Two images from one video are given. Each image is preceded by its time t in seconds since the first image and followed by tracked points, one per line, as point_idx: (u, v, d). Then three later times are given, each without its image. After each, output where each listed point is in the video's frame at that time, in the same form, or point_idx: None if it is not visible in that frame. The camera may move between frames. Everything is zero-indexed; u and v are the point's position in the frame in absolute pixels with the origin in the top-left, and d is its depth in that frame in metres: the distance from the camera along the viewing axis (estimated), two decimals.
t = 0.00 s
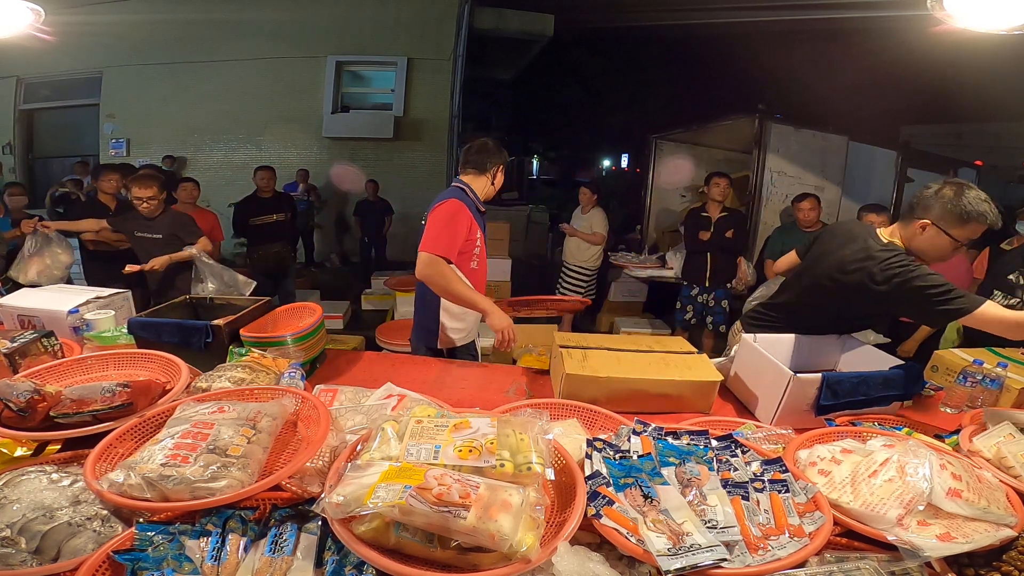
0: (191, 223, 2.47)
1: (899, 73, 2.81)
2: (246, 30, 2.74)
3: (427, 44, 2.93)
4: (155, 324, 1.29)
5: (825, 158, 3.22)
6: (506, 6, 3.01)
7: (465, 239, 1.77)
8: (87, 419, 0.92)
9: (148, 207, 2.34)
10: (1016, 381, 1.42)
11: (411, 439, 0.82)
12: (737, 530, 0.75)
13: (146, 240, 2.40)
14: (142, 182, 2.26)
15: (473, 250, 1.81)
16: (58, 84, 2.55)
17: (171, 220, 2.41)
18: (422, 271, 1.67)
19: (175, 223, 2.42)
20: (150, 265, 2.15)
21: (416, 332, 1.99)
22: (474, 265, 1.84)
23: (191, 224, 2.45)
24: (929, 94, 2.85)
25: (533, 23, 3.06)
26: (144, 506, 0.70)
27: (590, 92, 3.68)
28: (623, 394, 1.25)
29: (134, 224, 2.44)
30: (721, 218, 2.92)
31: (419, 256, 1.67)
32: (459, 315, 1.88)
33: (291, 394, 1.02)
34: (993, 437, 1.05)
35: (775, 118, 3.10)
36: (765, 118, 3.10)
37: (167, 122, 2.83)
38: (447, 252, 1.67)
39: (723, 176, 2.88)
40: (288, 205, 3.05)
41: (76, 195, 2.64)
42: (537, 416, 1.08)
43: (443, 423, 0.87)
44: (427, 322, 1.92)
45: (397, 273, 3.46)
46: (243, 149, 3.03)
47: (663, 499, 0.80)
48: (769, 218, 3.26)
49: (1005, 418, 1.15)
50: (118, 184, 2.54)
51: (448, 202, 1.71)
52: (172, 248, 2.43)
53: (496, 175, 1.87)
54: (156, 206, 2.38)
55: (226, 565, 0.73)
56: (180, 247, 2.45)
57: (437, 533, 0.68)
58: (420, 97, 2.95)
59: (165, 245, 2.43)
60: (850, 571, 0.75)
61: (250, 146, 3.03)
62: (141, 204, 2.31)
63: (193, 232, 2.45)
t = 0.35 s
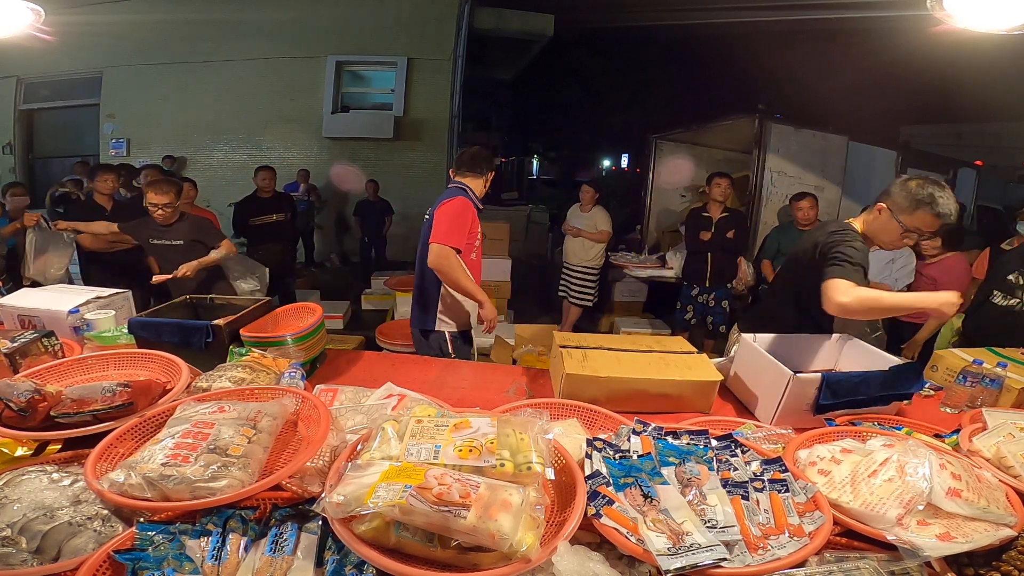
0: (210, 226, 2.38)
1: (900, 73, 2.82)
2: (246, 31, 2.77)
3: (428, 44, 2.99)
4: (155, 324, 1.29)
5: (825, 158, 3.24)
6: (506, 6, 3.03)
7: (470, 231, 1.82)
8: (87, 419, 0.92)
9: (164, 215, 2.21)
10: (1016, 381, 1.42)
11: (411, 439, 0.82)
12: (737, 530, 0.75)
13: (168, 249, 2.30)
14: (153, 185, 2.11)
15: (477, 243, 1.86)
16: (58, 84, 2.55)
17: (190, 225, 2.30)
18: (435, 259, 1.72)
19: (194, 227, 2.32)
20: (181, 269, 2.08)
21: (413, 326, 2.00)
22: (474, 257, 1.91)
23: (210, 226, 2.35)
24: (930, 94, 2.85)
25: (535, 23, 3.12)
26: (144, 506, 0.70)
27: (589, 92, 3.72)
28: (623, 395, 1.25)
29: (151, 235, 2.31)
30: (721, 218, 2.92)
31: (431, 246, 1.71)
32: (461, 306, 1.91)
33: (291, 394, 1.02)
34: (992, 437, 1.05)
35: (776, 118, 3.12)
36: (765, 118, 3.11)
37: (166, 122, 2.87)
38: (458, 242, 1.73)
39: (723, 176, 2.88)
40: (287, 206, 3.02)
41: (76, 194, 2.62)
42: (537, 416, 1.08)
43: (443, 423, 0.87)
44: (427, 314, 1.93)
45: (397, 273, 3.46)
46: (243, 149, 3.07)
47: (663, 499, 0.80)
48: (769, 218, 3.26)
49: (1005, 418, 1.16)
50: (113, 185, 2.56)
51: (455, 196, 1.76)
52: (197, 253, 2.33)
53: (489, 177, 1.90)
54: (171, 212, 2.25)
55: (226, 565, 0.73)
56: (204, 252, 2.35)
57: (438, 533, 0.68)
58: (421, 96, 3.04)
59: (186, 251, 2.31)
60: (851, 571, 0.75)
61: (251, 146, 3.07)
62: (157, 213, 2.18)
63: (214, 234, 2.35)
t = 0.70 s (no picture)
0: (233, 226, 2.26)
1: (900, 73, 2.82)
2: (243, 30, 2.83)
3: (428, 45, 3.03)
4: (156, 324, 1.29)
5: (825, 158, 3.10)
6: (506, 6, 3.02)
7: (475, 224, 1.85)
8: (87, 419, 0.92)
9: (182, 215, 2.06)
10: (1016, 381, 1.42)
11: (411, 439, 0.82)
12: (737, 530, 0.75)
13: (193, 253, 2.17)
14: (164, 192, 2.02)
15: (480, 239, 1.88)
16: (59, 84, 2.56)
17: (215, 226, 2.18)
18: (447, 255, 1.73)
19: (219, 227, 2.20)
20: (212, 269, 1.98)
21: (410, 318, 1.99)
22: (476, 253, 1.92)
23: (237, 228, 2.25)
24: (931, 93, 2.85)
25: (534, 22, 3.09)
26: (143, 506, 0.70)
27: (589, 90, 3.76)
28: (623, 394, 1.25)
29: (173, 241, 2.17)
30: (721, 218, 2.92)
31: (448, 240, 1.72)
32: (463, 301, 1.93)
33: (291, 394, 1.02)
34: (992, 437, 1.05)
35: (775, 118, 2.98)
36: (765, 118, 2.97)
37: (166, 121, 2.95)
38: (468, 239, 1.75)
39: (723, 176, 2.89)
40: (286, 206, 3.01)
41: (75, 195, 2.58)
42: (537, 416, 1.08)
43: (443, 423, 0.87)
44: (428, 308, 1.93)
45: (397, 273, 3.46)
46: (243, 149, 3.09)
47: (663, 499, 0.80)
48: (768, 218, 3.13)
49: (1005, 418, 1.15)
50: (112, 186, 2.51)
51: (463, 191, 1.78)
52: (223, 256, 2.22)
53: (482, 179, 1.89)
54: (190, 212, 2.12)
55: (226, 565, 0.73)
56: (230, 256, 2.24)
57: (438, 533, 0.68)
58: (420, 94, 3.08)
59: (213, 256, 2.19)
60: (851, 571, 0.75)
61: (251, 146, 3.09)
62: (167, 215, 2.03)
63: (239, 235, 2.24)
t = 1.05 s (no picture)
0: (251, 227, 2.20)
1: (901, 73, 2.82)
2: (244, 29, 2.84)
3: (429, 45, 3.03)
4: (156, 324, 1.29)
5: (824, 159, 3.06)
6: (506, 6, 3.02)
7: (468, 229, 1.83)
8: (87, 419, 0.92)
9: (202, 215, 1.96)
10: (1016, 381, 1.42)
11: (411, 439, 0.82)
12: (737, 530, 0.75)
13: (211, 256, 2.06)
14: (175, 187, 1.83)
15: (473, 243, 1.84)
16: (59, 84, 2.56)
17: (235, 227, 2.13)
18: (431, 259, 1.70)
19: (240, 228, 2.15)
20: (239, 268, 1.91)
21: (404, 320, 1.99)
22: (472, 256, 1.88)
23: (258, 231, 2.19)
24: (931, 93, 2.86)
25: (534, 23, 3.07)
26: (143, 506, 0.70)
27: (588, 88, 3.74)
28: (624, 394, 1.25)
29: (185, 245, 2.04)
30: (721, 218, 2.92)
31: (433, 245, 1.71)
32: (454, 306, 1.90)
33: (291, 394, 1.02)
34: (992, 437, 1.05)
35: (775, 118, 3.00)
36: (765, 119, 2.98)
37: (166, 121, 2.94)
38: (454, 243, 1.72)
39: (723, 176, 2.88)
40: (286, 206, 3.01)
41: (76, 195, 2.63)
42: (537, 416, 1.08)
43: (443, 423, 0.87)
44: (420, 312, 1.93)
45: (397, 273, 3.46)
46: (243, 149, 3.09)
47: (663, 499, 0.80)
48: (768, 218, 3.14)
49: (1005, 418, 1.15)
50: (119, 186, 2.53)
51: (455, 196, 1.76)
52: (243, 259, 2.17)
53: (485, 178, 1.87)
54: (206, 213, 2.03)
55: (226, 565, 0.73)
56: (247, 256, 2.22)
57: (438, 533, 0.68)
58: (420, 94, 3.08)
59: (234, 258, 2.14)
60: (850, 571, 0.75)
61: (251, 146, 3.09)
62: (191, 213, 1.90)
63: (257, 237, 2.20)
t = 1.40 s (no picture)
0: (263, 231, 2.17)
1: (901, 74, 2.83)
2: (245, 30, 2.84)
3: (428, 45, 3.03)
4: (155, 324, 1.29)
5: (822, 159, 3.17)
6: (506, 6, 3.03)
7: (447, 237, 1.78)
8: (87, 419, 0.92)
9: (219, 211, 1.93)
10: (1016, 381, 1.42)
11: (411, 438, 0.82)
12: (737, 530, 0.75)
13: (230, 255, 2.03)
14: (194, 179, 1.78)
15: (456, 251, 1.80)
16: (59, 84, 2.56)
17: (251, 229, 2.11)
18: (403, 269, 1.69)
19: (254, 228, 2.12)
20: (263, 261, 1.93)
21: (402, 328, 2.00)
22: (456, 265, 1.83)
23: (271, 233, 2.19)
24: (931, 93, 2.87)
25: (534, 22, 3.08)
26: (143, 506, 0.70)
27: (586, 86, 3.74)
28: (624, 394, 1.25)
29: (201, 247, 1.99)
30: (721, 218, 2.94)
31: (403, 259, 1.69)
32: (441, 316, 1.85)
33: (291, 394, 1.02)
34: (993, 437, 1.05)
35: (776, 118, 3.17)
36: (765, 118, 3.15)
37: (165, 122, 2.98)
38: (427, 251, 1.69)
39: (717, 178, 2.94)
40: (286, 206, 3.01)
41: (76, 195, 2.64)
42: (537, 416, 1.07)
43: (443, 423, 0.87)
44: (414, 323, 1.93)
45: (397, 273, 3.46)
46: (243, 149, 3.09)
47: (663, 499, 0.80)
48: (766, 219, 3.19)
49: (1005, 418, 1.15)
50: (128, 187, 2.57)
51: (426, 206, 1.72)
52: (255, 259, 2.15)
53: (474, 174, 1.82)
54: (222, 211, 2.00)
55: (226, 565, 0.73)
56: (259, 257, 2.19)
57: (438, 533, 0.68)
58: (420, 94, 3.07)
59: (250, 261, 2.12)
60: (851, 571, 0.75)
61: (250, 146, 3.09)
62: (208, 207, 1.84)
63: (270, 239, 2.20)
